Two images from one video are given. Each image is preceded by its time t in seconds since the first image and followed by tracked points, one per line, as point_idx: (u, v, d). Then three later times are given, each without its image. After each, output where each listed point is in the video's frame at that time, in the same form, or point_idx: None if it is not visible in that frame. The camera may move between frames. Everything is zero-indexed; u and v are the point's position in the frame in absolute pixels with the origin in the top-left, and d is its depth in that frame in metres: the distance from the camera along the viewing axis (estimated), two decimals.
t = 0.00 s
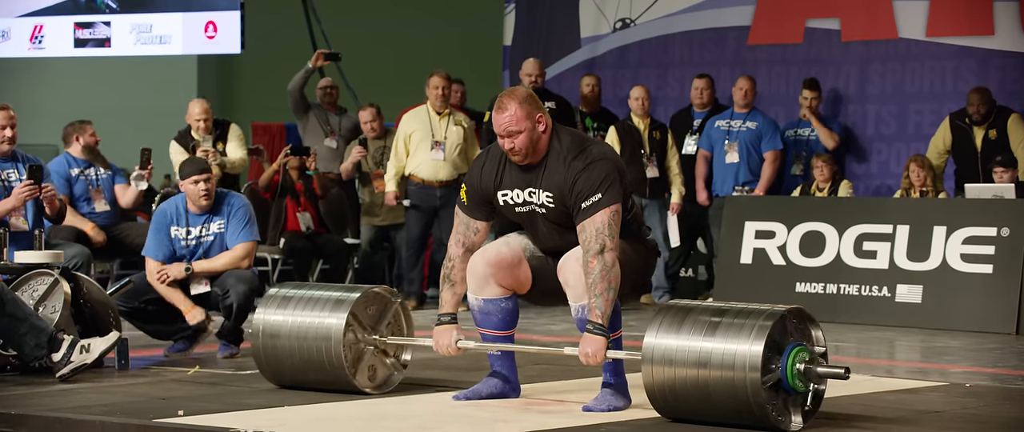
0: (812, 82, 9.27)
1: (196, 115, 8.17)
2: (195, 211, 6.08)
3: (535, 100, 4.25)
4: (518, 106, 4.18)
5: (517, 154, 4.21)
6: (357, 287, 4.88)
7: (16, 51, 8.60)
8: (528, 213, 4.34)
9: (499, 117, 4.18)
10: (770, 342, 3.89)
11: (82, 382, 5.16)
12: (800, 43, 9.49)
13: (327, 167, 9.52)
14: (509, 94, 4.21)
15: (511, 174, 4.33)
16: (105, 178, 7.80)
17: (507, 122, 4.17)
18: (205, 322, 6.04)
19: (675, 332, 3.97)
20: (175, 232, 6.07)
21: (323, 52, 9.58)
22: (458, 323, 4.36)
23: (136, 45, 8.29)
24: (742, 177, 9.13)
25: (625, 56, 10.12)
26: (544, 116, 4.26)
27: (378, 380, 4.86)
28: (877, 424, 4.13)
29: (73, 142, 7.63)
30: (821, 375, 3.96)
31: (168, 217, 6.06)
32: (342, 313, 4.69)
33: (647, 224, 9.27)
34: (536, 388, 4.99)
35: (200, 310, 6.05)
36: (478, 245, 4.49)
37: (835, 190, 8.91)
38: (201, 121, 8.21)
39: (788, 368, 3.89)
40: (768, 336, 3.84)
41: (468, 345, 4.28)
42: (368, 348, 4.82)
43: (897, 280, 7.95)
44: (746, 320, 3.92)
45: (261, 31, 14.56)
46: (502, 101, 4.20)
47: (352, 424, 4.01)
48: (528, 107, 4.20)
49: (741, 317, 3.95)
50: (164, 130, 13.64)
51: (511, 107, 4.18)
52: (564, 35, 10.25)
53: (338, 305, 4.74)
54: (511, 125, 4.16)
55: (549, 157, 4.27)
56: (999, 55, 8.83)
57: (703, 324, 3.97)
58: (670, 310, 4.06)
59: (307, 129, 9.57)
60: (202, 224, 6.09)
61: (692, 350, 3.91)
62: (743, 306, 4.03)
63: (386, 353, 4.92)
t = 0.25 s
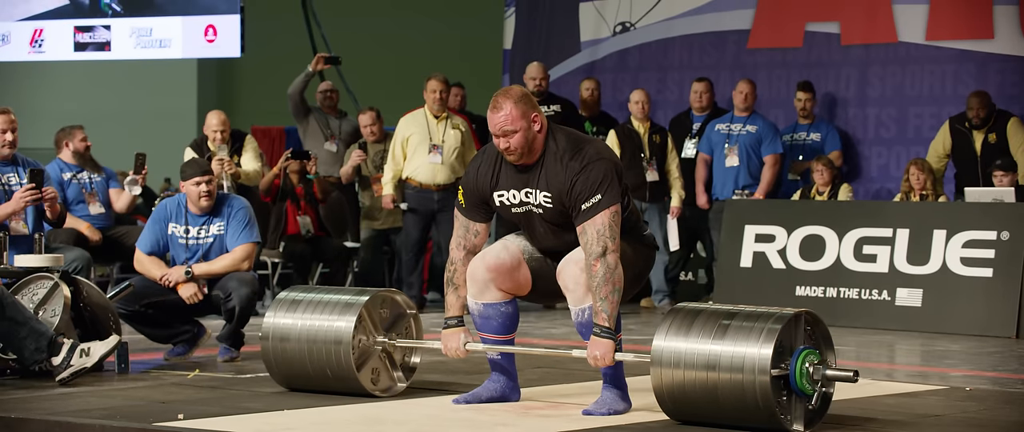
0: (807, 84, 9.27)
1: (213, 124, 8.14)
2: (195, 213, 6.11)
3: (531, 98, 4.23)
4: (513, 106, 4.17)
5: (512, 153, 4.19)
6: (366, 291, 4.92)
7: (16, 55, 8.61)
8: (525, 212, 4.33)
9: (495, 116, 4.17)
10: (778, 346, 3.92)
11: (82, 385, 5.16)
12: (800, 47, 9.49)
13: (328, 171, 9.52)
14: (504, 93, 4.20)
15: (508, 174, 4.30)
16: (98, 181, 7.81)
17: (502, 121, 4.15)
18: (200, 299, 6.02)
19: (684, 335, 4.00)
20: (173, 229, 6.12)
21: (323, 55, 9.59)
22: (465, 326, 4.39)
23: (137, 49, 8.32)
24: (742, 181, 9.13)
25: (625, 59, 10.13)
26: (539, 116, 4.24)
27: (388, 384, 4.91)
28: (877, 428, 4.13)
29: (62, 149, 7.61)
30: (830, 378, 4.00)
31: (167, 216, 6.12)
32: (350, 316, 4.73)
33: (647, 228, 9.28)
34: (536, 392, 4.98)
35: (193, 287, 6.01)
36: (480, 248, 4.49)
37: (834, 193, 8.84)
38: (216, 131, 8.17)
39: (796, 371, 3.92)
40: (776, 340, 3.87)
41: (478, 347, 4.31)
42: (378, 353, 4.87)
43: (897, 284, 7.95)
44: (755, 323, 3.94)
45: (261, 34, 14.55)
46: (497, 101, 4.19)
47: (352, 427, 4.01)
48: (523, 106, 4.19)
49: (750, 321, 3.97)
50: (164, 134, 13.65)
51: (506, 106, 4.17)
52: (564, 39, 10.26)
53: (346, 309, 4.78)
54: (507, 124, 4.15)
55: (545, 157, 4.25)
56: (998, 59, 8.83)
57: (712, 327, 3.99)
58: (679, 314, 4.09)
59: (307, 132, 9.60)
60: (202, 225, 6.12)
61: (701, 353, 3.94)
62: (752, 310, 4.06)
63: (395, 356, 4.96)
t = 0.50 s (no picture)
0: (802, 87, 9.27)
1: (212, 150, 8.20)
2: (195, 216, 6.10)
3: (527, 100, 4.23)
4: (509, 107, 4.17)
5: (509, 155, 4.18)
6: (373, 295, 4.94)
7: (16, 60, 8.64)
8: (524, 215, 4.33)
9: (491, 118, 4.17)
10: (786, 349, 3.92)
11: (81, 390, 5.16)
12: (800, 51, 9.49)
13: (328, 175, 9.52)
14: (500, 95, 4.21)
15: (505, 177, 4.30)
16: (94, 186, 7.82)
17: (498, 123, 4.15)
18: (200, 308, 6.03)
19: (691, 338, 4.01)
20: (174, 236, 6.12)
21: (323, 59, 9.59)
22: (471, 329, 4.41)
23: (136, 53, 8.35)
24: (742, 184, 9.12)
25: (625, 64, 10.14)
26: (536, 117, 4.23)
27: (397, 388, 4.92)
28: None
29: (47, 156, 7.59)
30: (837, 381, 4.00)
31: (166, 221, 6.09)
32: (357, 320, 4.74)
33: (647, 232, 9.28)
34: (536, 396, 4.98)
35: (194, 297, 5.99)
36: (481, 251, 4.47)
37: (834, 197, 8.83)
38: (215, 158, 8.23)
39: (804, 374, 3.93)
40: (784, 343, 3.87)
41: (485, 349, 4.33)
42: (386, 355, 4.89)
43: (897, 289, 7.95)
44: (762, 326, 3.95)
45: (261, 38, 14.55)
46: (494, 103, 4.20)
47: None
48: (519, 106, 4.19)
49: (757, 324, 3.97)
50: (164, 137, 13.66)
51: (502, 107, 4.17)
52: (564, 42, 10.27)
53: (353, 312, 4.80)
54: (502, 125, 4.15)
55: (542, 159, 4.24)
56: (998, 63, 8.83)
57: (719, 330, 3.99)
58: (686, 317, 4.09)
59: (307, 136, 9.60)
60: (202, 229, 6.12)
61: (709, 357, 3.94)
62: (759, 312, 4.06)
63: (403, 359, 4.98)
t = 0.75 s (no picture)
0: (801, 88, 9.34)
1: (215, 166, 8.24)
2: (195, 217, 6.11)
3: (520, 99, 4.23)
4: (503, 105, 4.17)
5: (505, 153, 4.18)
6: (377, 295, 4.95)
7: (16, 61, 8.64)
8: (522, 212, 4.32)
9: (485, 117, 4.17)
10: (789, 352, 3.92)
11: (81, 391, 5.16)
12: (800, 53, 9.49)
13: (328, 177, 9.51)
14: (493, 94, 4.21)
15: (502, 176, 4.30)
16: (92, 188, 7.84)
17: (493, 122, 4.15)
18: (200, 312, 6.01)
19: (695, 338, 4.03)
20: (174, 237, 6.12)
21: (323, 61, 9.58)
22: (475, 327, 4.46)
23: (137, 55, 8.36)
24: (742, 186, 9.12)
25: (625, 65, 10.14)
26: (530, 114, 4.23)
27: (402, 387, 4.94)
28: None
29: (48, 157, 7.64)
30: (840, 384, 4.00)
31: (166, 223, 6.10)
32: (360, 320, 4.75)
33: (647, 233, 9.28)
34: (536, 398, 4.98)
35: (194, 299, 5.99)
36: (483, 249, 4.48)
37: (834, 199, 8.83)
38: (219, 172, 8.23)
39: (807, 376, 3.93)
40: (787, 345, 3.87)
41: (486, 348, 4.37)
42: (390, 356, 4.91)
43: (897, 290, 7.95)
44: (766, 328, 3.95)
45: (262, 39, 14.54)
46: (488, 101, 4.20)
47: None
48: (513, 104, 4.19)
49: (761, 326, 3.98)
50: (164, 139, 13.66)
51: (496, 106, 4.17)
52: (564, 44, 10.27)
53: (356, 313, 4.81)
54: (497, 124, 4.15)
55: (537, 157, 4.24)
56: (998, 65, 8.83)
57: (722, 332, 4.01)
58: (691, 318, 4.11)
59: (307, 138, 9.57)
60: (201, 230, 6.13)
61: (712, 357, 3.96)
62: (763, 314, 4.07)
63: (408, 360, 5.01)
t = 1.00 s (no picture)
0: (802, 88, 9.30)
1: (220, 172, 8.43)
2: (195, 217, 6.11)
3: (516, 89, 4.20)
4: (499, 96, 4.13)
5: (502, 144, 4.15)
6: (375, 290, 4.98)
7: (16, 61, 8.65)
8: (523, 201, 4.31)
9: (481, 108, 4.13)
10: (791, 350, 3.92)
11: (82, 391, 5.16)
12: (800, 53, 9.49)
13: (328, 177, 9.50)
14: (488, 84, 4.17)
15: (502, 166, 4.29)
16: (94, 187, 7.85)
17: (490, 113, 4.11)
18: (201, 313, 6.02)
19: (697, 332, 4.04)
20: (174, 238, 6.14)
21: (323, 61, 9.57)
22: (479, 316, 4.48)
23: (137, 55, 8.40)
24: (743, 186, 9.12)
25: (625, 65, 10.14)
26: (525, 104, 4.20)
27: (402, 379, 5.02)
28: None
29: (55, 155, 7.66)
30: (841, 385, 3.98)
31: (166, 223, 6.11)
32: (360, 314, 4.79)
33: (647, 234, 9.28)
34: (536, 398, 4.98)
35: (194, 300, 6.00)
36: (490, 237, 4.49)
37: (834, 199, 8.84)
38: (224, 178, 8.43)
39: (807, 376, 3.93)
40: (788, 345, 3.87)
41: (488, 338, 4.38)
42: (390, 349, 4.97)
43: (898, 290, 7.95)
44: (769, 326, 3.95)
45: (261, 39, 14.36)
46: (483, 93, 4.16)
47: None
48: (509, 94, 4.15)
49: (763, 323, 3.98)
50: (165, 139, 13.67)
51: (492, 97, 4.13)
52: (564, 44, 10.27)
53: (356, 307, 4.84)
54: (494, 115, 4.11)
55: (535, 146, 4.23)
56: (999, 65, 8.82)
57: (725, 327, 4.01)
58: (695, 309, 4.12)
59: (307, 138, 9.58)
60: (201, 230, 6.13)
61: (712, 353, 3.97)
62: (766, 310, 4.06)
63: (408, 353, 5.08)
